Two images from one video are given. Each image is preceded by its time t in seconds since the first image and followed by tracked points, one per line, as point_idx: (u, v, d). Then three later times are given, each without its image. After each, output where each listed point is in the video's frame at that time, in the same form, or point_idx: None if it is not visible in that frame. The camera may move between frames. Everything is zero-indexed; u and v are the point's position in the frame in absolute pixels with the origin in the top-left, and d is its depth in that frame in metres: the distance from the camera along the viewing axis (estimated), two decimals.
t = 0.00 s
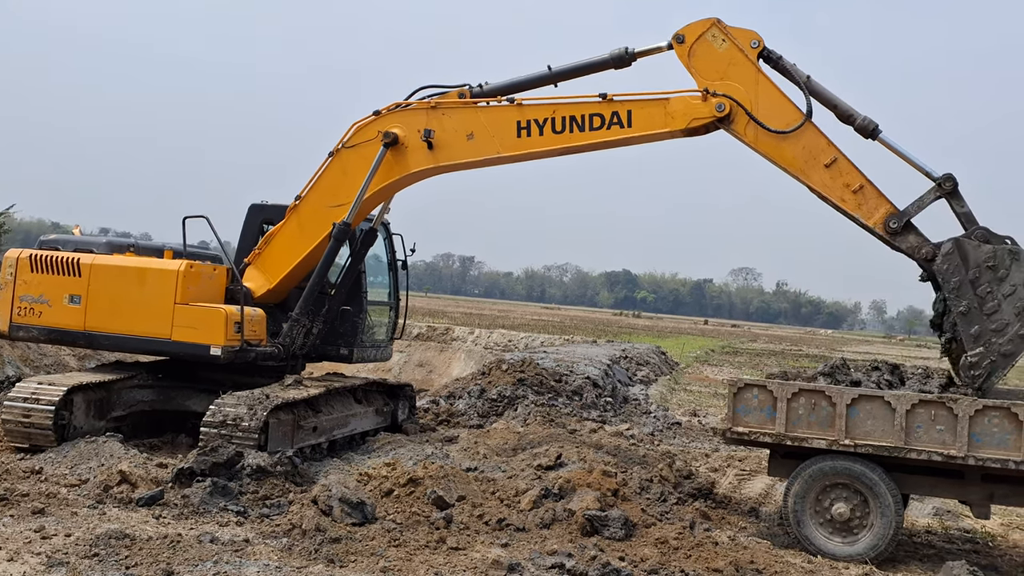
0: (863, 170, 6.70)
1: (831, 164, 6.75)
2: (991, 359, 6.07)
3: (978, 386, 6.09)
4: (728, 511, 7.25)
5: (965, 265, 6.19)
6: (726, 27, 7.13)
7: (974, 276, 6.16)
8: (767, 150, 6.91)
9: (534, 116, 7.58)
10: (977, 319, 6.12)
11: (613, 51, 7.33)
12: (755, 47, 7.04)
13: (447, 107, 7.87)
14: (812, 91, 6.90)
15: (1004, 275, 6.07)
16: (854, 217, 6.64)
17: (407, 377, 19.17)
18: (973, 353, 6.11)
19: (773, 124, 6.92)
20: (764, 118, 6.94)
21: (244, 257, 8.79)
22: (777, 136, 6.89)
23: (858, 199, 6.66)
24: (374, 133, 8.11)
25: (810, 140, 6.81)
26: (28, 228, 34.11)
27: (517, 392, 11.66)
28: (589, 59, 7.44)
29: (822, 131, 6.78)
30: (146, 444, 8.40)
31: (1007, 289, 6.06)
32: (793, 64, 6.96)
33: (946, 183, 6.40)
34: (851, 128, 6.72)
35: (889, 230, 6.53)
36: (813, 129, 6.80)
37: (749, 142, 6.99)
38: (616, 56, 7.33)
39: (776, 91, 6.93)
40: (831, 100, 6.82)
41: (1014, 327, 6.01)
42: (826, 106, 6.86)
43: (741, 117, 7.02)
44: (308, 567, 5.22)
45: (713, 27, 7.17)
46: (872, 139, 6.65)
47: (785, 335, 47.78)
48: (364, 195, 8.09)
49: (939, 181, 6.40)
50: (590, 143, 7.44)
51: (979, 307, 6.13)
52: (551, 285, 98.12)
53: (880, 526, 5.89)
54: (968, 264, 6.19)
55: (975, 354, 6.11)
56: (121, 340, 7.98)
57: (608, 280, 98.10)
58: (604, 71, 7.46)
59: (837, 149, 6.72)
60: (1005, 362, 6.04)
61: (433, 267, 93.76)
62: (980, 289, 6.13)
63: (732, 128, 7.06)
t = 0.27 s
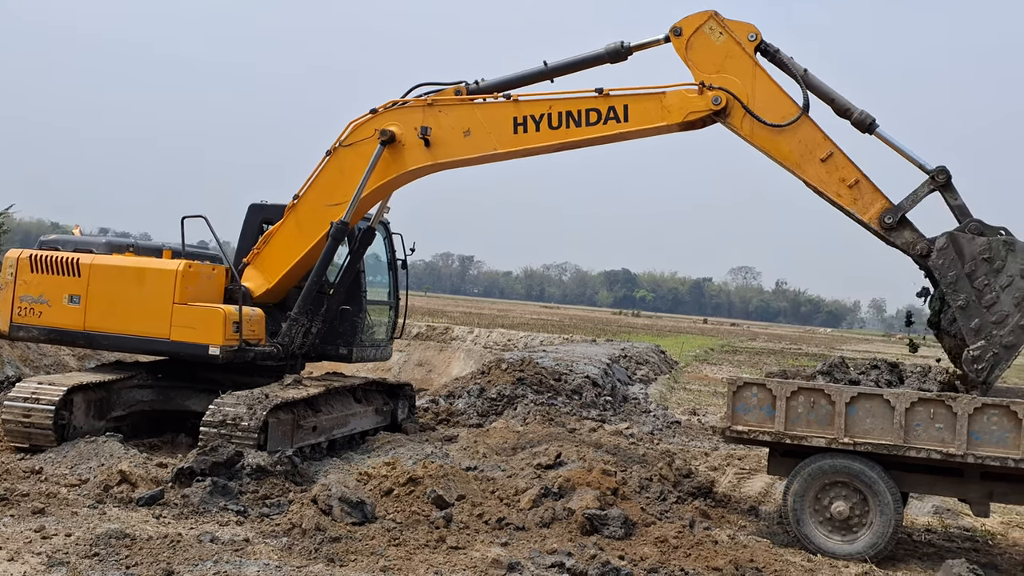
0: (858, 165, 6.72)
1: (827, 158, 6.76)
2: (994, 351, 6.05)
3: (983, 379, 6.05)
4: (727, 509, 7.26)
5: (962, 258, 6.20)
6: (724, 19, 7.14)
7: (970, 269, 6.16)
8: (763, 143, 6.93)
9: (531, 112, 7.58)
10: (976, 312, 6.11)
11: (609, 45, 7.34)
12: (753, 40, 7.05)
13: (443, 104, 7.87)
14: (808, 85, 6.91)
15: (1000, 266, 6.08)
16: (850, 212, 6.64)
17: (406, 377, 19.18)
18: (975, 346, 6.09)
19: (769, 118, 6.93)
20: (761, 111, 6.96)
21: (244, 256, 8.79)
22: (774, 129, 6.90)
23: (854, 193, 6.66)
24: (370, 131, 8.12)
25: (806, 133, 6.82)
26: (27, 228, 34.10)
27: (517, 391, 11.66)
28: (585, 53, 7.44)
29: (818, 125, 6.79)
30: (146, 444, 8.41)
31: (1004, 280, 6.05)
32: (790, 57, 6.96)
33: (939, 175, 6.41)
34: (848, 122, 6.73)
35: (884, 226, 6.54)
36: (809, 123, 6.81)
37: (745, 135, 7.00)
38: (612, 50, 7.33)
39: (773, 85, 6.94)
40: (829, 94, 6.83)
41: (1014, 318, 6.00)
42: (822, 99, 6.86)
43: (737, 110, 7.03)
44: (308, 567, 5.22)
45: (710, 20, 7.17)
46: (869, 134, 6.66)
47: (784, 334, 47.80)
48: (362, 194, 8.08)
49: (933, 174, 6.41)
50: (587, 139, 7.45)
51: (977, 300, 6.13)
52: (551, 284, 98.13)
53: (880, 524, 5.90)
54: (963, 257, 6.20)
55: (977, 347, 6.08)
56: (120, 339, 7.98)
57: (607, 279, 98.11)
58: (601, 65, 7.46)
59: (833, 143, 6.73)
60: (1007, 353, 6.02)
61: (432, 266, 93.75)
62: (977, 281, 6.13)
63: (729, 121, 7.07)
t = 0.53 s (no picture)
0: (855, 164, 6.72)
1: (823, 156, 6.77)
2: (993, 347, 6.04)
3: (985, 376, 6.05)
4: (728, 509, 7.27)
5: (957, 257, 6.22)
6: (724, 15, 7.15)
7: (965, 267, 6.18)
8: (760, 140, 6.95)
9: (529, 109, 7.60)
10: (974, 309, 6.11)
11: (606, 42, 7.35)
12: (753, 37, 7.06)
13: (442, 103, 7.88)
14: (807, 83, 6.92)
15: (995, 262, 6.09)
16: (845, 211, 6.65)
17: (406, 377, 19.18)
18: (974, 343, 6.09)
19: (767, 114, 6.95)
20: (759, 108, 6.98)
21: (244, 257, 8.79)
22: (771, 126, 6.93)
23: (850, 192, 6.68)
24: (369, 131, 8.13)
25: (804, 131, 6.83)
26: (26, 228, 34.11)
27: (517, 391, 11.67)
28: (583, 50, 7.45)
29: (816, 123, 6.81)
30: (147, 444, 8.41)
31: (1000, 276, 6.06)
32: (789, 54, 6.98)
33: (932, 173, 6.42)
34: (845, 121, 6.74)
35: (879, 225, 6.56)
36: (807, 121, 6.83)
37: (742, 132, 7.03)
38: (610, 47, 7.35)
39: (771, 81, 6.96)
40: (827, 92, 6.84)
41: (1011, 313, 6.01)
42: (821, 97, 6.87)
43: (735, 106, 7.05)
44: (309, 567, 5.23)
45: (711, 16, 7.18)
46: (867, 133, 6.67)
47: (784, 333, 47.81)
48: (361, 193, 8.07)
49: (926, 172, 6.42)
50: (585, 136, 7.46)
51: (974, 297, 6.13)
52: (551, 284, 98.14)
53: (880, 523, 5.91)
54: (958, 256, 6.22)
55: (977, 345, 6.08)
56: (121, 340, 7.99)
57: (607, 279, 98.13)
58: (599, 62, 7.47)
59: (830, 142, 6.75)
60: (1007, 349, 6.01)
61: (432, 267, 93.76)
62: (974, 279, 6.14)
63: (726, 117, 7.09)
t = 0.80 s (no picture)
0: (852, 168, 6.73)
1: (821, 159, 6.78)
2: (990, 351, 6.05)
3: (984, 379, 6.05)
4: (726, 510, 7.26)
5: (951, 261, 6.24)
6: (727, 15, 7.14)
7: (959, 271, 6.20)
8: (758, 141, 6.95)
9: (529, 108, 7.59)
10: (970, 313, 6.14)
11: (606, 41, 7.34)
12: (755, 37, 7.05)
13: (442, 101, 7.88)
14: (808, 85, 6.91)
15: (988, 265, 6.12)
16: (840, 214, 6.67)
17: (405, 376, 19.17)
18: (971, 347, 6.10)
19: (766, 115, 6.95)
20: (759, 108, 6.98)
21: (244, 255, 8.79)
22: (770, 127, 6.92)
23: (846, 196, 6.69)
24: (370, 129, 8.12)
25: (802, 133, 6.83)
26: (26, 226, 34.10)
27: (516, 391, 11.66)
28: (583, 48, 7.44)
29: (815, 126, 6.80)
30: (145, 442, 8.41)
31: (994, 279, 6.09)
32: (790, 56, 6.98)
33: (925, 177, 6.42)
34: (844, 124, 6.74)
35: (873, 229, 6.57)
36: (806, 123, 6.83)
37: (741, 132, 7.03)
38: (610, 45, 7.34)
39: (772, 82, 6.95)
40: (827, 95, 6.83)
41: (1007, 316, 6.03)
42: (820, 100, 6.87)
43: (735, 105, 7.05)
44: (307, 566, 5.23)
45: (713, 15, 7.18)
46: (865, 137, 6.67)
47: (783, 335, 47.81)
48: (361, 191, 8.07)
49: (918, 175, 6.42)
50: (585, 135, 7.45)
51: (969, 301, 6.15)
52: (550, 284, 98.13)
53: (878, 526, 5.90)
54: (952, 260, 6.25)
55: (975, 348, 6.09)
56: (120, 338, 7.98)
57: (607, 280, 98.13)
58: (599, 61, 7.47)
59: (828, 145, 6.75)
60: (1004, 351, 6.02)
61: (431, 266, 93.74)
62: (968, 283, 6.17)
63: (726, 116, 7.10)
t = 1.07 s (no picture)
0: (847, 169, 6.77)
1: (817, 160, 6.80)
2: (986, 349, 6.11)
3: (981, 378, 6.13)
4: (725, 512, 7.26)
5: (944, 262, 6.29)
6: (727, 13, 7.14)
7: (953, 271, 6.25)
8: (756, 139, 6.96)
9: (528, 107, 7.59)
10: (965, 312, 6.19)
11: (605, 39, 7.34)
12: (754, 36, 7.06)
13: (441, 101, 7.87)
14: (806, 85, 6.91)
15: (981, 265, 6.18)
16: (835, 214, 6.70)
17: (404, 377, 19.16)
18: (967, 346, 6.17)
19: (764, 114, 6.95)
20: (757, 107, 6.98)
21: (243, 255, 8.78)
22: (767, 126, 6.93)
23: (841, 196, 6.72)
24: (369, 129, 8.11)
25: (799, 133, 6.84)
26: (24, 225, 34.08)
27: (515, 392, 11.65)
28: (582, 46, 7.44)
29: (812, 126, 6.82)
30: (144, 442, 8.40)
31: (987, 277, 6.15)
32: (789, 56, 6.98)
33: (917, 178, 6.43)
34: (841, 125, 6.74)
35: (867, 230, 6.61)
36: (803, 123, 6.84)
37: (739, 130, 7.03)
38: (608, 44, 7.34)
39: (770, 81, 6.96)
40: (824, 96, 6.84)
41: (1001, 314, 6.09)
42: (818, 101, 6.87)
43: (733, 104, 7.05)
44: (306, 567, 5.22)
45: (714, 13, 7.17)
46: (861, 138, 6.67)
47: (782, 336, 47.81)
48: (361, 190, 8.07)
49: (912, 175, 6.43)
50: (584, 134, 7.45)
51: (964, 301, 6.20)
52: (549, 285, 98.15)
53: (877, 528, 5.90)
54: (945, 260, 6.30)
55: (971, 347, 6.15)
56: (119, 338, 7.98)
57: (606, 280, 98.14)
58: (597, 59, 7.46)
59: (824, 145, 6.78)
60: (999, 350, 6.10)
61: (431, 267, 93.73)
62: (962, 283, 6.22)
63: (724, 114, 7.10)
